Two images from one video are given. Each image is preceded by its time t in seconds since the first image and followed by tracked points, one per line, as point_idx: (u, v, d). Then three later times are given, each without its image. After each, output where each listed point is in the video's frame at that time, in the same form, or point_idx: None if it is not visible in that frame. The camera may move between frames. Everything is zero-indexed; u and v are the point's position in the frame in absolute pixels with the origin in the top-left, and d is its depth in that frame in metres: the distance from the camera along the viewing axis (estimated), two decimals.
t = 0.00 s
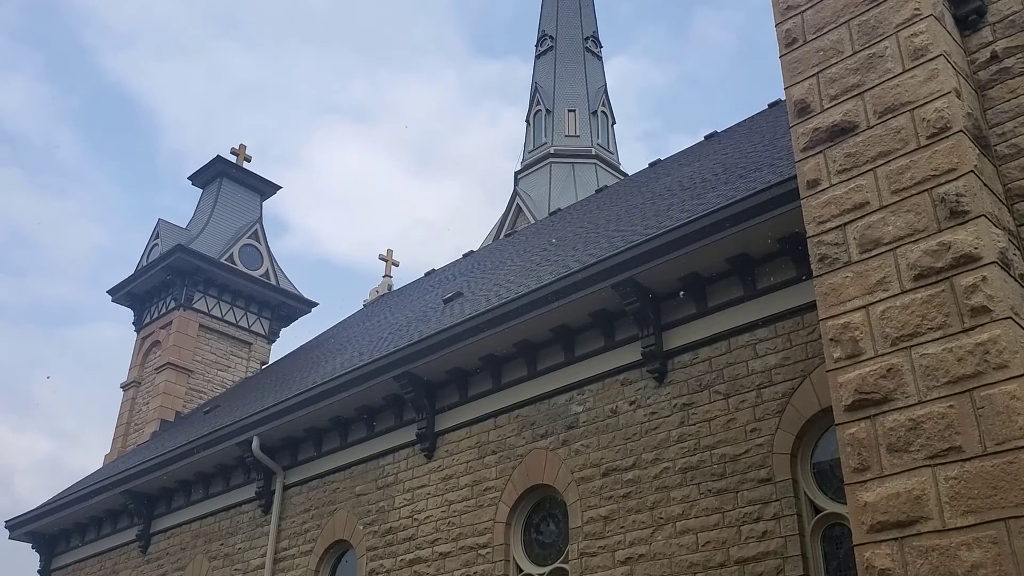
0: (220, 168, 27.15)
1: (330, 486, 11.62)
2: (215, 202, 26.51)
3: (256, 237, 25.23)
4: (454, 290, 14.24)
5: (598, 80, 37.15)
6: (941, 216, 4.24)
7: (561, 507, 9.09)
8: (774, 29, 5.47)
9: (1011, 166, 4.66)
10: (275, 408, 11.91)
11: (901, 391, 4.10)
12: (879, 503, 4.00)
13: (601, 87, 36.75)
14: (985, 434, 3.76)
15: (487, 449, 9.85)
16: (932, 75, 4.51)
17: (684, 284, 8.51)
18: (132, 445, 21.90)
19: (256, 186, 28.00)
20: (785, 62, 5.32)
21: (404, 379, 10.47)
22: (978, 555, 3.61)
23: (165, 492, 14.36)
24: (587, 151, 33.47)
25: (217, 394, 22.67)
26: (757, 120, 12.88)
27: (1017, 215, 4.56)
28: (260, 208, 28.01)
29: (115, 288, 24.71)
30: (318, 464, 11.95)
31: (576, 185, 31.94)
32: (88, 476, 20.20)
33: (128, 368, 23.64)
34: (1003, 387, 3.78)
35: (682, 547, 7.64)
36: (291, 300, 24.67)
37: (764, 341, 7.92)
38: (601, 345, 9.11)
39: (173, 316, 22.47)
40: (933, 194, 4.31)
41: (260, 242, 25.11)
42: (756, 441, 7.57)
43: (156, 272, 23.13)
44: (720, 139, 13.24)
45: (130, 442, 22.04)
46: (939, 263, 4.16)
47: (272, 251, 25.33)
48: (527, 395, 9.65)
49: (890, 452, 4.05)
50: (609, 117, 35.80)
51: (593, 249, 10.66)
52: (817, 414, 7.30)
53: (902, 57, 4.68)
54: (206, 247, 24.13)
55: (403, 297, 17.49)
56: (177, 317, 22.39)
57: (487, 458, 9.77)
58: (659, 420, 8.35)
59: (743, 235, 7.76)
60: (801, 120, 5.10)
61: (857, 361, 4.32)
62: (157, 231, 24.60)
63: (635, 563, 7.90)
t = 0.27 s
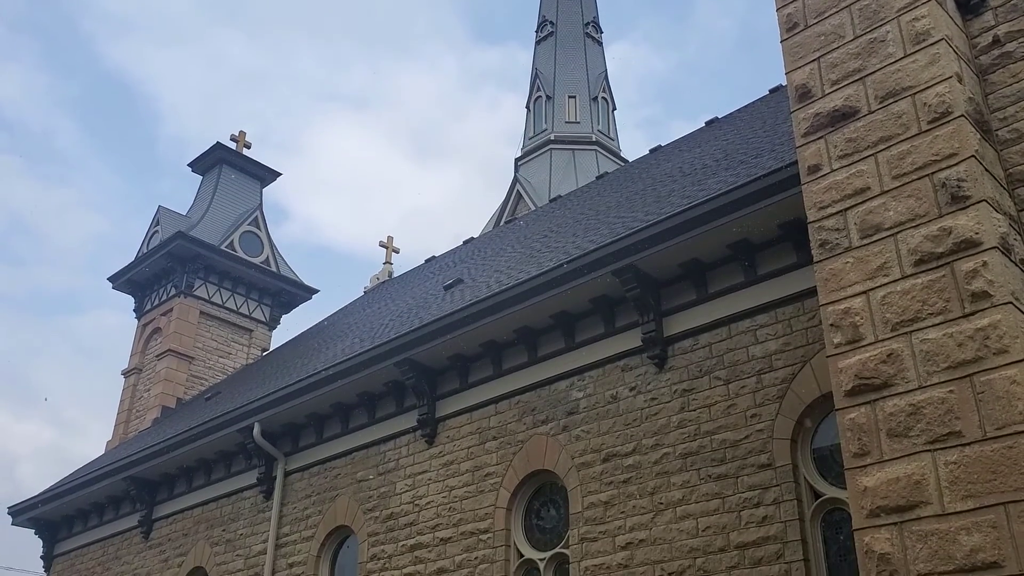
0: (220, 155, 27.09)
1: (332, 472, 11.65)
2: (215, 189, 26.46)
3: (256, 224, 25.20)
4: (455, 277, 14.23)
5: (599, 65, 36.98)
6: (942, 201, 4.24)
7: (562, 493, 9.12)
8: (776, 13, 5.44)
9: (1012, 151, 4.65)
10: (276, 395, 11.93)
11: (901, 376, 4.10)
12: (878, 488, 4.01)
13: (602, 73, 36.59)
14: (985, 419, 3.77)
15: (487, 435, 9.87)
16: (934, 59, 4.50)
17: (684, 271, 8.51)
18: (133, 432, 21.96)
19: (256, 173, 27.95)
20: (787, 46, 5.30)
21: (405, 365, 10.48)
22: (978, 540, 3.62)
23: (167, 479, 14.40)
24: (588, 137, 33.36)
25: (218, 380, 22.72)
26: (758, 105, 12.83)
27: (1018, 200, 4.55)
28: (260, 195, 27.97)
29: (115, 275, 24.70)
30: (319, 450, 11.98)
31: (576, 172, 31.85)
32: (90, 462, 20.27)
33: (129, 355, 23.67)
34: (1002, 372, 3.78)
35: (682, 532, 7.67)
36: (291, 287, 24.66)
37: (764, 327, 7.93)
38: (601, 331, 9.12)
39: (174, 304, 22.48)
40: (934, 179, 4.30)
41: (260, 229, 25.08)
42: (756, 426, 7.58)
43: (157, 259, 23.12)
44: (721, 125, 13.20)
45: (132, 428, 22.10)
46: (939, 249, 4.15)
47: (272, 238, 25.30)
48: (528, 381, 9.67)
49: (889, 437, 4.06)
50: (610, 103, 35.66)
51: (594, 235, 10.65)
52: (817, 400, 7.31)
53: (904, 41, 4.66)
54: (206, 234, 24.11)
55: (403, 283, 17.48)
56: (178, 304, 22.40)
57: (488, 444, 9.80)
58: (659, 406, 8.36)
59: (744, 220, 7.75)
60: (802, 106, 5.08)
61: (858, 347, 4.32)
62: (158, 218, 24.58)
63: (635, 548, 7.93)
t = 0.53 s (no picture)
0: (219, 140, 27.00)
1: (332, 457, 11.69)
2: (214, 175, 26.40)
3: (256, 209, 25.15)
4: (455, 262, 14.22)
5: (599, 50, 36.80)
6: (943, 185, 4.23)
7: (562, 477, 9.15)
8: None
9: (1013, 134, 4.63)
10: (277, 380, 11.95)
11: (901, 359, 4.11)
12: (878, 472, 4.02)
13: (602, 57, 36.43)
14: (985, 402, 3.77)
15: (488, 419, 9.89)
16: (935, 42, 4.47)
17: (684, 255, 8.50)
18: (134, 417, 22.01)
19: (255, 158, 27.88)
20: (787, 30, 5.27)
21: (405, 351, 10.49)
22: (977, 522, 3.63)
23: (168, 463, 14.45)
24: (588, 122, 33.25)
25: (218, 366, 22.75)
26: (759, 89, 12.78)
27: (1019, 184, 4.54)
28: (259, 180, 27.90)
29: (115, 261, 24.69)
30: (320, 435, 12.01)
31: (576, 157, 31.76)
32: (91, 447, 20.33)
33: (129, 340, 23.69)
34: (1002, 356, 3.78)
35: (682, 515, 7.70)
36: (291, 273, 24.65)
37: (763, 312, 7.93)
38: (601, 316, 9.13)
39: (174, 289, 22.48)
40: (934, 162, 4.29)
41: (260, 215, 25.03)
42: (755, 410, 7.60)
43: (156, 245, 23.11)
44: (721, 109, 13.16)
45: (133, 413, 22.15)
46: (940, 232, 4.15)
47: (271, 223, 25.26)
48: (528, 366, 9.68)
49: (889, 421, 4.07)
50: (610, 87, 35.52)
51: (594, 220, 10.64)
52: (816, 384, 7.32)
53: (905, 24, 4.63)
54: (206, 219, 24.07)
55: (403, 269, 17.47)
56: (178, 290, 22.40)
57: (488, 429, 9.82)
58: (659, 390, 8.38)
59: (744, 205, 7.73)
60: (802, 89, 5.06)
61: (857, 331, 4.32)
62: (157, 204, 24.54)
63: (635, 531, 7.97)
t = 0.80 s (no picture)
0: (218, 123, 26.90)
1: (334, 439, 11.72)
2: (214, 158, 26.32)
3: (256, 192, 25.09)
4: (455, 245, 14.20)
5: (600, 31, 36.57)
6: (944, 166, 4.21)
7: (563, 459, 9.17)
8: None
9: (1016, 115, 4.61)
10: (278, 363, 11.97)
11: (901, 341, 4.11)
12: (877, 453, 4.04)
13: (603, 39, 36.21)
14: (984, 383, 3.78)
15: (489, 401, 9.91)
16: (937, 23, 4.44)
17: (685, 237, 8.49)
18: (135, 400, 22.07)
19: (255, 141, 27.79)
20: (789, 10, 5.23)
21: (406, 334, 10.50)
22: (976, 503, 3.65)
23: (170, 446, 14.50)
24: (588, 104, 33.10)
25: (219, 349, 22.78)
26: (760, 71, 12.71)
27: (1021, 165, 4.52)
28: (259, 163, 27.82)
29: (115, 244, 24.67)
30: (321, 418, 12.04)
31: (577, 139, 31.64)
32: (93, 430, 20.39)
33: (130, 324, 23.72)
34: (1003, 337, 3.78)
35: (682, 497, 7.73)
36: (292, 256, 24.62)
37: (764, 294, 7.92)
38: (601, 298, 9.13)
39: (174, 272, 22.48)
40: (936, 143, 4.27)
41: (260, 198, 24.98)
42: (755, 392, 7.61)
43: (156, 228, 23.09)
44: (722, 91, 13.09)
45: (134, 397, 22.21)
46: (941, 213, 4.14)
47: (272, 206, 25.21)
48: (528, 348, 9.69)
49: (889, 402, 4.07)
50: (611, 69, 35.33)
51: (594, 203, 10.61)
52: (817, 365, 7.33)
53: (907, 4, 4.60)
54: (205, 202, 24.02)
55: (404, 252, 17.45)
56: (178, 273, 22.40)
57: (489, 411, 9.84)
58: (659, 372, 8.39)
59: (745, 187, 7.71)
60: (803, 70, 5.03)
61: (858, 312, 4.32)
62: (157, 187, 24.50)
63: (635, 513, 8.00)
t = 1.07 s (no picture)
0: (218, 110, 26.82)
1: (335, 425, 11.75)
2: (213, 145, 26.26)
3: (256, 179, 25.05)
4: (456, 232, 14.18)
5: (600, 17, 36.39)
6: (945, 151, 4.20)
7: (563, 444, 9.20)
8: None
9: (1017, 100, 4.59)
10: (279, 349, 11.98)
11: (901, 326, 4.11)
12: (877, 438, 4.04)
13: (603, 24, 36.03)
14: (985, 368, 3.78)
15: (489, 388, 9.93)
16: (940, 7, 4.42)
17: (685, 224, 8.47)
18: (137, 387, 22.12)
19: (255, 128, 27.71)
20: None
21: (407, 320, 10.50)
22: (975, 487, 3.66)
23: (171, 433, 14.53)
24: (589, 91, 32.98)
25: (220, 336, 22.80)
26: (761, 56, 12.66)
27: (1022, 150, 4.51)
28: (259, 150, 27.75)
29: (115, 232, 24.65)
30: (322, 405, 12.06)
31: (577, 126, 31.55)
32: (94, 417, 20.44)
33: (131, 311, 23.73)
34: (1003, 322, 3.78)
35: (682, 482, 7.76)
36: (292, 243, 24.60)
37: (764, 280, 7.92)
38: (601, 285, 9.13)
39: (174, 259, 22.48)
40: (937, 128, 4.26)
41: (260, 185, 24.93)
42: (756, 377, 7.62)
43: (157, 215, 23.07)
44: (723, 77, 13.04)
45: (135, 383, 22.25)
46: (942, 198, 4.13)
47: (271, 193, 25.16)
48: (529, 335, 9.69)
49: (889, 387, 4.08)
50: (611, 56, 35.17)
51: (595, 189, 10.59)
52: (817, 351, 7.33)
53: None
54: (205, 189, 23.98)
55: (404, 239, 17.43)
56: (178, 260, 22.40)
57: (490, 397, 9.86)
58: (659, 358, 8.40)
59: (746, 172, 7.69)
60: (805, 55, 5.01)
61: (858, 298, 4.32)
62: (157, 174, 24.46)
63: (636, 498, 8.03)
